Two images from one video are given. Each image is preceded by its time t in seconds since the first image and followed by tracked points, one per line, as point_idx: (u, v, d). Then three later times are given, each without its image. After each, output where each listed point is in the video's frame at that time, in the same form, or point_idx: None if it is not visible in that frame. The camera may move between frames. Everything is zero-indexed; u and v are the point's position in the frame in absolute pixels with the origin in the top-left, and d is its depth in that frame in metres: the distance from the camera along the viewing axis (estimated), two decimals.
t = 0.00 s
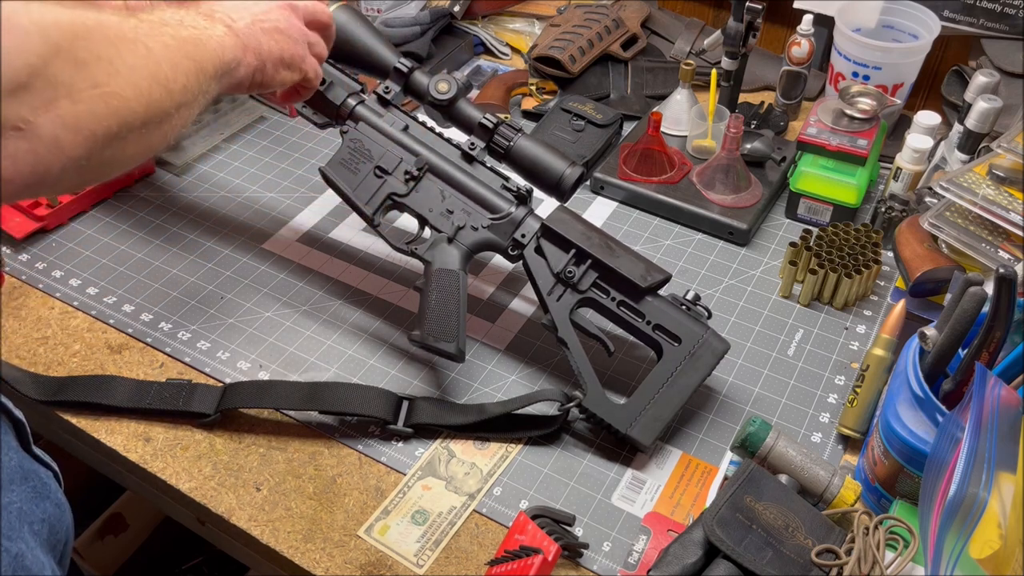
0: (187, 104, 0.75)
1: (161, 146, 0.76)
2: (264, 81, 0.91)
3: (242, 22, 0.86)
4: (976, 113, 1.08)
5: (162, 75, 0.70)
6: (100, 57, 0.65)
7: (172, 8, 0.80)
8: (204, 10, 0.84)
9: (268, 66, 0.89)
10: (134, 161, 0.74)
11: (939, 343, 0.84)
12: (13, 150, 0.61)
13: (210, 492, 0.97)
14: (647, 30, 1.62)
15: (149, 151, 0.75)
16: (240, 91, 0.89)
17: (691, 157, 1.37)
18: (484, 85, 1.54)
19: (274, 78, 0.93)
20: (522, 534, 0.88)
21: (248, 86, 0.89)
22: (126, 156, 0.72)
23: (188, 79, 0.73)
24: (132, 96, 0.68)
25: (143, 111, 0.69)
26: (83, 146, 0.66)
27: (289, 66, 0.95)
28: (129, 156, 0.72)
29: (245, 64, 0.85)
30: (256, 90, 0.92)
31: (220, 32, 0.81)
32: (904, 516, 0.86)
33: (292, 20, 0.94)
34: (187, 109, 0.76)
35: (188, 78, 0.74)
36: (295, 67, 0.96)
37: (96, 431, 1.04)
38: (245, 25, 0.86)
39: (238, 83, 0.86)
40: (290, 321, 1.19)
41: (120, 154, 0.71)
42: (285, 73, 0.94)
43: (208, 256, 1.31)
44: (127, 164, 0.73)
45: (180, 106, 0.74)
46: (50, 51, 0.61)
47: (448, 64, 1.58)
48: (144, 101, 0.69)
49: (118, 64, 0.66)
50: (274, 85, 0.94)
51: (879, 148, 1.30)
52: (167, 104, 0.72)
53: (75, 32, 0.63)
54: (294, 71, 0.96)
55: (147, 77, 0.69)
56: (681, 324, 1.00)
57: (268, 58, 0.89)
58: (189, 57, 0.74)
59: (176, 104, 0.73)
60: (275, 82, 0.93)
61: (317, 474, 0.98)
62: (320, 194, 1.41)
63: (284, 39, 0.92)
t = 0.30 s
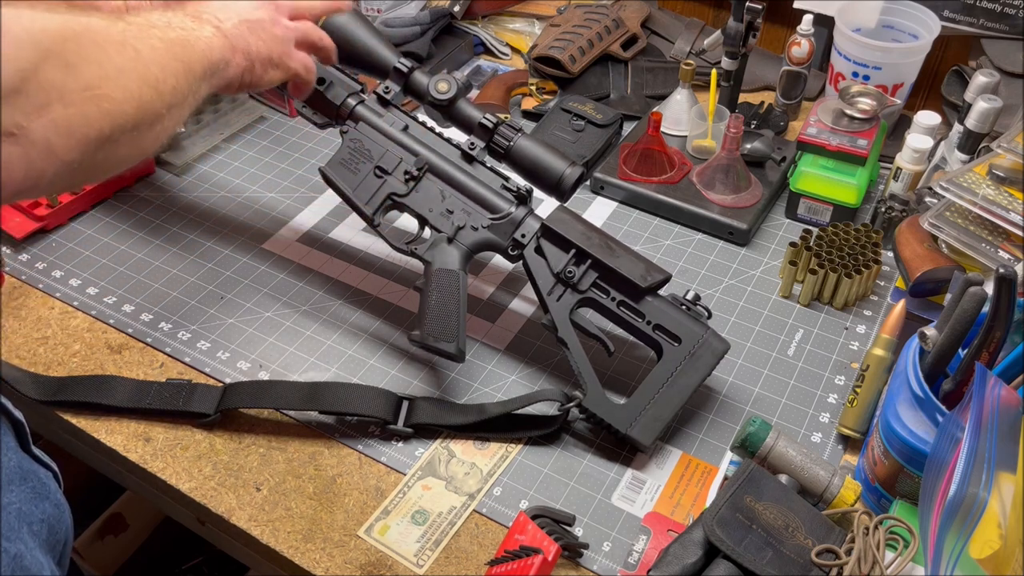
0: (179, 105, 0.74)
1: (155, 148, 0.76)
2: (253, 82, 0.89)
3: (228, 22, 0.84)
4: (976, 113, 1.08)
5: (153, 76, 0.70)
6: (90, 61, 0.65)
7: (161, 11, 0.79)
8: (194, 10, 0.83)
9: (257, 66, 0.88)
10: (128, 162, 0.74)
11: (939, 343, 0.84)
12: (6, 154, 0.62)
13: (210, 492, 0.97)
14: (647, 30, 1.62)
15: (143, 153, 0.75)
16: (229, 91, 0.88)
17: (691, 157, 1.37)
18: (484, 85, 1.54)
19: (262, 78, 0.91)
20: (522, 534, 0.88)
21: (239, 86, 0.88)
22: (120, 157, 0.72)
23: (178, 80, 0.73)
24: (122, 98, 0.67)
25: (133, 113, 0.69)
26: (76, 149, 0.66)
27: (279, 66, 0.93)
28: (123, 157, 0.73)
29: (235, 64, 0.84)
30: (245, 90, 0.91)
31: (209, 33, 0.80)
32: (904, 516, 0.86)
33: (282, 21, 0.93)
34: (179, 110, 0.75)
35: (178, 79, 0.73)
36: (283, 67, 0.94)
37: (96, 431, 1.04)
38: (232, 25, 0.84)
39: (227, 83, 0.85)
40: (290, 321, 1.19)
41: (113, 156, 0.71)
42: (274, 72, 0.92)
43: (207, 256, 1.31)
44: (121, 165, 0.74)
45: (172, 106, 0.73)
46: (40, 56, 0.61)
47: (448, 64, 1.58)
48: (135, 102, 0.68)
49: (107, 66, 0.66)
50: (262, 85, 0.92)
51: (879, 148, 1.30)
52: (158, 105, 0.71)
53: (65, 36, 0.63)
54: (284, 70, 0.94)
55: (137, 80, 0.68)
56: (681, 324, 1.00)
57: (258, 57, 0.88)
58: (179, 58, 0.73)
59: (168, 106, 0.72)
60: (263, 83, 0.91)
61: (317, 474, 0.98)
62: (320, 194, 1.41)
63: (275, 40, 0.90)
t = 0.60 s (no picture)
0: (184, 104, 0.74)
1: (161, 147, 0.77)
2: (262, 79, 0.90)
3: (237, 18, 0.84)
4: (976, 113, 1.08)
5: (158, 75, 0.70)
6: (94, 60, 0.64)
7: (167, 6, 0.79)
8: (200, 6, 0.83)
9: (265, 62, 0.89)
10: (132, 162, 0.74)
11: (939, 343, 0.84)
12: (8, 157, 0.62)
13: (210, 492, 0.97)
14: (647, 30, 1.62)
15: (148, 152, 0.75)
16: (237, 87, 0.89)
17: (691, 157, 1.37)
18: (484, 85, 1.54)
19: (272, 75, 0.92)
20: (522, 534, 0.88)
21: (247, 82, 0.89)
22: (125, 157, 0.72)
23: (184, 79, 0.73)
24: (127, 99, 0.67)
25: (139, 113, 0.69)
26: (80, 151, 0.66)
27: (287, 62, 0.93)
28: (127, 157, 0.73)
29: (242, 60, 0.84)
30: (255, 87, 0.92)
31: (217, 29, 0.80)
32: (904, 516, 0.86)
33: (292, 18, 0.93)
34: (184, 109, 0.75)
35: (184, 77, 0.73)
36: (292, 63, 0.94)
37: (96, 430, 1.04)
38: (240, 20, 0.85)
39: (235, 79, 0.86)
40: (290, 321, 1.19)
41: (116, 156, 0.71)
42: (284, 69, 0.93)
43: (207, 256, 1.31)
44: (125, 165, 0.74)
45: (177, 105, 0.73)
46: (43, 57, 0.61)
47: (449, 64, 1.58)
48: (140, 102, 0.68)
49: (112, 65, 0.66)
50: (273, 82, 0.93)
51: (879, 148, 1.30)
52: (163, 104, 0.71)
53: (71, 37, 0.63)
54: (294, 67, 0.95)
55: (142, 79, 0.68)
56: (681, 324, 1.00)
57: (265, 54, 0.88)
58: (184, 56, 0.73)
59: (173, 105, 0.72)
60: (273, 79, 0.92)
61: (317, 474, 0.98)
62: (320, 194, 1.41)
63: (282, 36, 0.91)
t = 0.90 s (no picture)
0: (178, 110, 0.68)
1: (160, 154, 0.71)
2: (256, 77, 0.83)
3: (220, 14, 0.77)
4: (976, 113, 1.08)
5: (148, 82, 0.63)
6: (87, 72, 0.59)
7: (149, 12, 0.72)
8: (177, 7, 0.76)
9: (256, 59, 0.81)
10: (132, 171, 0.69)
11: (939, 343, 0.84)
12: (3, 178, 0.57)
13: (210, 492, 0.97)
14: (647, 30, 1.62)
15: (145, 162, 0.69)
16: (232, 90, 0.81)
17: (691, 157, 1.37)
18: (484, 85, 1.54)
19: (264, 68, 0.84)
20: (522, 534, 0.88)
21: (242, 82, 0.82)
22: (125, 167, 0.67)
23: (174, 84, 0.66)
24: (120, 110, 0.61)
25: (130, 126, 0.63)
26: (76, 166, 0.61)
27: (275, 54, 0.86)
28: (127, 168, 0.67)
29: (235, 60, 0.77)
30: (250, 87, 0.85)
31: (204, 31, 0.72)
32: (904, 516, 0.86)
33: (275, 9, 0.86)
34: (179, 115, 0.69)
35: (175, 83, 0.67)
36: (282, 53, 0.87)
37: (96, 430, 1.04)
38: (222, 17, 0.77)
39: (230, 83, 0.78)
40: (290, 321, 1.19)
41: (115, 167, 0.66)
42: (275, 62, 0.86)
43: (208, 256, 1.31)
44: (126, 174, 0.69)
45: (170, 112, 0.67)
46: (32, 72, 0.56)
47: (449, 64, 1.58)
48: (133, 112, 0.62)
49: (94, 72, 0.59)
50: (266, 77, 0.86)
51: (879, 148, 1.30)
52: (156, 112, 0.65)
53: (65, 53, 0.58)
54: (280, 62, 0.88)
55: (135, 88, 0.62)
56: (681, 324, 1.00)
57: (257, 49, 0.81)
58: (174, 61, 0.67)
59: (165, 113, 0.66)
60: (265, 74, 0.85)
61: (317, 474, 0.98)
62: (320, 194, 1.41)
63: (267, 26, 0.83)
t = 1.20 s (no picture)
0: (186, 207, 0.69)
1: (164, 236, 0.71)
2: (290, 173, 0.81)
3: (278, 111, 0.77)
4: (976, 113, 1.08)
5: (150, 181, 0.65)
6: (76, 165, 0.61)
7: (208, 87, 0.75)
8: (240, 88, 0.77)
9: (297, 160, 0.80)
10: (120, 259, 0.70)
11: (939, 343, 0.84)
12: None
13: (210, 492, 0.97)
14: (647, 30, 1.62)
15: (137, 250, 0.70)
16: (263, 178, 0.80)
17: (691, 157, 1.37)
18: (484, 85, 1.54)
19: (304, 171, 0.82)
20: (522, 534, 0.88)
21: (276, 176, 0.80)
22: (106, 257, 0.68)
23: (183, 184, 0.67)
24: (105, 208, 0.63)
25: (112, 225, 0.64)
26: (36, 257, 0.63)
27: (328, 163, 0.84)
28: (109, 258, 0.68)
29: (273, 156, 0.77)
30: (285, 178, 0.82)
31: (252, 122, 0.74)
32: (904, 516, 0.86)
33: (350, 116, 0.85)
34: (183, 211, 0.70)
35: (185, 184, 0.68)
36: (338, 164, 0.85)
37: (97, 431, 1.04)
38: (284, 113, 0.77)
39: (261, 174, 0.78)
40: (289, 321, 1.19)
41: (93, 258, 0.67)
42: (319, 168, 0.83)
43: (208, 256, 1.31)
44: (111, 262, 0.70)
45: (171, 210, 0.68)
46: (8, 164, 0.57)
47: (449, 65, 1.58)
48: (120, 213, 0.64)
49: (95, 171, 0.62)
50: (304, 177, 0.83)
51: (879, 148, 1.30)
52: (151, 212, 0.66)
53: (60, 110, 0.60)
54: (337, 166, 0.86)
55: (128, 185, 0.63)
56: (681, 324, 1.00)
57: (301, 153, 0.80)
58: (194, 157, 0.68)
59: (162, 214, 0.67)
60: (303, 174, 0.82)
61: (317, 474, 0.98)
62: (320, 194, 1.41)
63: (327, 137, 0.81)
